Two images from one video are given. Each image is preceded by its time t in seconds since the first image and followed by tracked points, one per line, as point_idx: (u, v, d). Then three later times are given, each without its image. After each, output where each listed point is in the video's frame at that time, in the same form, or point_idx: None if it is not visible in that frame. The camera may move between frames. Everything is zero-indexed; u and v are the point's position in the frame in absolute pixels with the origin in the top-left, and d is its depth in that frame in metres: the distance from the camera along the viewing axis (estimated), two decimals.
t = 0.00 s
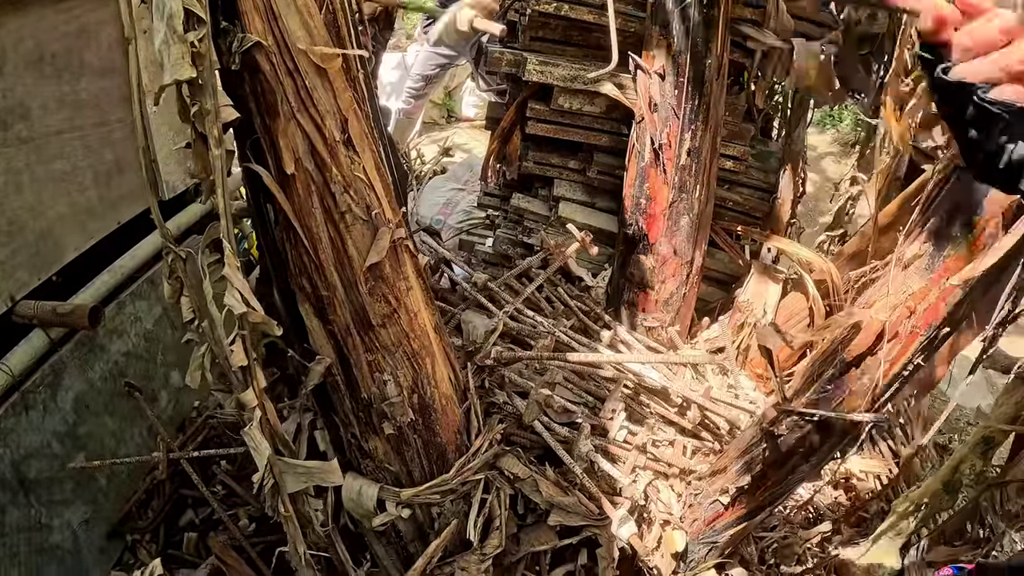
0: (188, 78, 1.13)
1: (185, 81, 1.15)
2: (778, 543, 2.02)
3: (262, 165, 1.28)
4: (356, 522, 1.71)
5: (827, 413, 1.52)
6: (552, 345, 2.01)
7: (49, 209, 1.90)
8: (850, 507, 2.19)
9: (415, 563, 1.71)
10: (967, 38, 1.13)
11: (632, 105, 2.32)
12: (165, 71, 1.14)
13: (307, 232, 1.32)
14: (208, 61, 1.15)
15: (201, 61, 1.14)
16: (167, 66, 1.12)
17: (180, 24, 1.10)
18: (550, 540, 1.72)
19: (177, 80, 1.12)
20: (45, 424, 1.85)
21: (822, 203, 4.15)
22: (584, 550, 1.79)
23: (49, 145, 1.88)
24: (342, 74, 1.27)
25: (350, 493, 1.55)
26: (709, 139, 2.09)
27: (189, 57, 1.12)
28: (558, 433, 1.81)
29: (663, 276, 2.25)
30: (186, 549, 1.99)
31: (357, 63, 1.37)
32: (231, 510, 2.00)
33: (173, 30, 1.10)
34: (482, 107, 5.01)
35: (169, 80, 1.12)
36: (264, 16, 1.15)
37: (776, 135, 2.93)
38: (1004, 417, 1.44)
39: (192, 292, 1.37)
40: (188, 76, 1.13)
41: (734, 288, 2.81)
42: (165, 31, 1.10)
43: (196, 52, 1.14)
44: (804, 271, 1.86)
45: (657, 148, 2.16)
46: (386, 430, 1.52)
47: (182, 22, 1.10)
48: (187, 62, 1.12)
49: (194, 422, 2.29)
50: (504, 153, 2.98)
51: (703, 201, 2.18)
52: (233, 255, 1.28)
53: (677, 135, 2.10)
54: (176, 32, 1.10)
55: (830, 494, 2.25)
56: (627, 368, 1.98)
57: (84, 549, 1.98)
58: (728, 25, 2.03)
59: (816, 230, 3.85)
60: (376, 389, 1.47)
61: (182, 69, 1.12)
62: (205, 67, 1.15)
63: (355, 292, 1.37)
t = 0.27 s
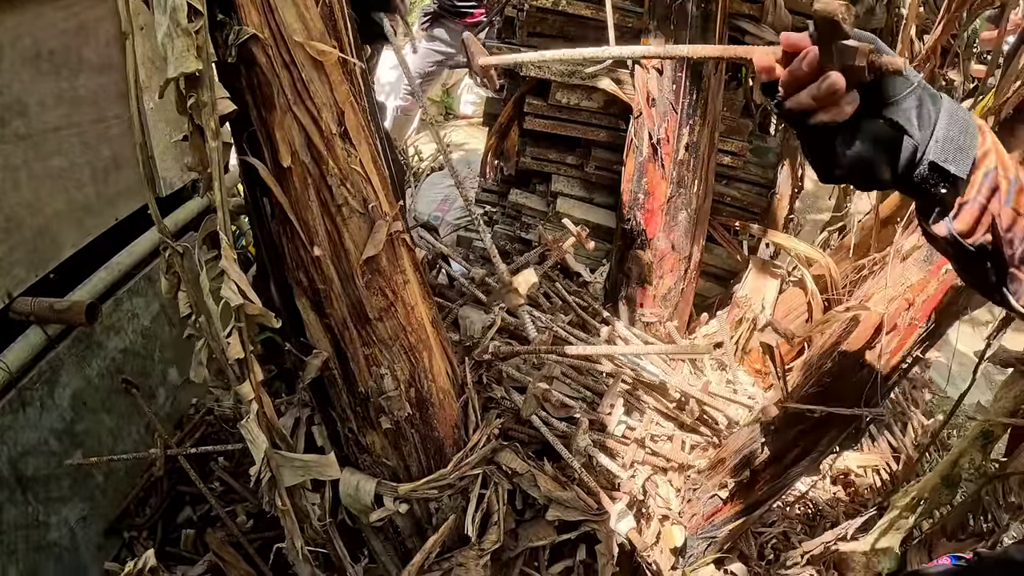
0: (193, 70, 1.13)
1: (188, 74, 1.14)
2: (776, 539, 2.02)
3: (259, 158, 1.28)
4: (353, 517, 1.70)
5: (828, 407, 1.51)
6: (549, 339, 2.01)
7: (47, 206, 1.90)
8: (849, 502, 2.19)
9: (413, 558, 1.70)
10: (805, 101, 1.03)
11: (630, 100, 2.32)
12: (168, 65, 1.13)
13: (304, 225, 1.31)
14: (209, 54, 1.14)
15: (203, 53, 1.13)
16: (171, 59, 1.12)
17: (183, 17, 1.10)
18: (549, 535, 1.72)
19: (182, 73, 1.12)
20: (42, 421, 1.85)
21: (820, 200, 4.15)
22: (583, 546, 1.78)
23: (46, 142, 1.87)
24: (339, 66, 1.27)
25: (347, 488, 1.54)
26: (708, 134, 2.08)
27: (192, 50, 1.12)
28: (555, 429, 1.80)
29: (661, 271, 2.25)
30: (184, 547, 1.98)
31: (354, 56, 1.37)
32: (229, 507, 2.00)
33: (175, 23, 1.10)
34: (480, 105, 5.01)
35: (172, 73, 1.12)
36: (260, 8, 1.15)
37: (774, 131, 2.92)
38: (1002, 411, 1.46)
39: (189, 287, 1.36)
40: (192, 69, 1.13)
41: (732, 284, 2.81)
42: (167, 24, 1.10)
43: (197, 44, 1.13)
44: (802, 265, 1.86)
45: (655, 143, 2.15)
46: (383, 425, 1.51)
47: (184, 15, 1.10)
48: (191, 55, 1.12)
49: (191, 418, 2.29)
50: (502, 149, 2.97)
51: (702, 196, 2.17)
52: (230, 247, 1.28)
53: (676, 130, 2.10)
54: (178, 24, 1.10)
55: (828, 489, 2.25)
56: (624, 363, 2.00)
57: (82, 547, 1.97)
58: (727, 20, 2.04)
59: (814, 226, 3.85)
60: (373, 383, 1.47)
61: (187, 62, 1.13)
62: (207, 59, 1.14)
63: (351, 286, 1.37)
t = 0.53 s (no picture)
0: (188, 61, 1.12)
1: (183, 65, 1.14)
2: (776, 533, 1.99)
3: (256, 150, 1.27)
4: (352, 512, 1.70)
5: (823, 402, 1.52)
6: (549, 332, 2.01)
7: (44, 202, 1.89)
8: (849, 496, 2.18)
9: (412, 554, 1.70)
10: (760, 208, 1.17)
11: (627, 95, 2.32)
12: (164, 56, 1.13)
13: (301, 217, 1.31)
14: (204, 45, 1.14)
15: (197, 44, 1.13)
16: (166, 51, 1.12)
17: (178, 8, 1.09)
18: (548, 530, 1.71)
19: (177, 64, 1.12)
20: (40, 417, 1.84)
21: (819, 195, 4.14)
22: (583, 541, 1.78)
23: (43, 138, 1.87)
24: (335, 58, 1.26)
25: (345, 483, 1.54)
26: (704, 130, 2.11)
27: (188, 41, 1.12)
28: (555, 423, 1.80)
29: (660, 266, 2.24)
30: (182, 544, 1.99)
31: (352, 48, 1.36)
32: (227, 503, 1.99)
33: (170, 15, 1.10)
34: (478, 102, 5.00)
35: (168, 64, 1.12)
36: None
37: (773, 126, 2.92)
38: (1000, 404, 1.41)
39: (185, 281, 1.35)
40: (187, 60, 1.12)
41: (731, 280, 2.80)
42: (162, 15, 1.10)
43: (192, 35, 1.13)
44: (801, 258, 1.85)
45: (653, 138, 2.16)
46: (382, 419, 1.51)
47: (179, 6, 1.10)
48: (186, 46, 1.12)
49: (190, 415, 2.28)
50: (500, 144, 2.95)
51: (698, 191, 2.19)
52: (227, 240, 1.27)
53: (674, 125, 2.11)
54: (173, 15, 1.10)
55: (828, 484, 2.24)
56: (624, 357, 1.99)
57: (80, 544, 1.97)
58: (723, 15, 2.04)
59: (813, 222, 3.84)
60: (371, 377, 1.47)
61: (182, 53, 1.12)
62: (202, 51, 1.14)
63: (349, 278, 1.36)
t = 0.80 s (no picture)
0: (184, 63, 1.12)
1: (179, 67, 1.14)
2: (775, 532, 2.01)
3: (253, 152, 1.26)
4: (351, 513, 1.70)
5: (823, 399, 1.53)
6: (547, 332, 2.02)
7: (41, 204, 1.89)
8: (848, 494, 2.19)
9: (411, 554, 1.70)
10: None
11: (625, 94, 2.31)
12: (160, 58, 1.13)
13: (298, 218, 1.31)
14: (200, 47, 1.14)
15: (193, 46, 1.13)
16: (163, 53, 1.11)
17: (174, 10, 1.09)
18: (547, 529, 1.72)
19: (173, 66, 1.11)
20: (38, 419, 1.84)
21: (817, 192, 4.14)
22: (582, 540, 1.78)
23: (40, 139, 1.86)
24: (332, 59, 1.26)
25: (344, 484, 1.54)
26: (702, 127, 2.12)
27: (183, 44, 1.11)
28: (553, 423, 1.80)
29: (658, 264, 2.24)
30: (181, 544, 2.00)
31: (348, 49, 1.36)
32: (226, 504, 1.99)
33: (166, 17, 1.09)
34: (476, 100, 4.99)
35: (164, 67, 1.11)
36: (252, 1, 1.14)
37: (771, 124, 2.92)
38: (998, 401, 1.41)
39: (183, 282, 1.34)
40: (183, 62, 1.12)
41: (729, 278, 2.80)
42: (158, 18, 1.09)
43: (188, 37, 1.12)
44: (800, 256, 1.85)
45: (650, 137, 2.16)
46: (380, 419, 1.51)
47: (175, 7, 1.09)
48: (182, 48, 1.11)
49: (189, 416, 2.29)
50: (497, 143, 2.95)
51: (697, 188, 2.20)
52: (224, 241, 1.27)
53: (671, 123, 2.11)
54: (169, 17, 1.10)
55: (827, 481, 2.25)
56: (622, 356, 2.01)
57: (80, 546, 1.97)
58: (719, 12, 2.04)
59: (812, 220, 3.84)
60: (369, 378, 1.47)
61: (178, 56, 1.12)
62: (198, 53, 1.14)
63: (347, 279, 1.36)
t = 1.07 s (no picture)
0: (183, 67, 1.12)
1: (178, 70, 1.14)
2: (773, 530, 2.02)
3: (252, 153, 1.27)
4: (351, 513, 1.71)
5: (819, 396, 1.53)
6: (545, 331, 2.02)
7: (40, 205, 1.89)
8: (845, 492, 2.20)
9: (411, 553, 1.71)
10: None
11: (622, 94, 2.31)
12: (159, 62, 1.13)
13: (296, 220, 1.31)
14: (199, 50, 1.14)
15: (192, 49, 1.13)
16: (161, 56, 1.11)
17: (172, 13, 1.09)
18: (546, 528, 1.73)
19: (171, 70, 1.12)
20: (38, 420, 1.84)
21: (815, 191, 4.14)
22: (581, 538, 1.79)
23: (39, 141, 1.87)
24: (330, 61, 1.26)
25: (344, 484, 1.55)
26: (700, 126, 2.12)
27: (182, 47, 1.12)
28: (552, 421, 1.81)
29: (656, 263, 2.24)
30: (182, 544, 2.01)
31: (346, 50, 1.36)
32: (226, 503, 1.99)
33: (164, 20, 1.10)
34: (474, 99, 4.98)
35: (162, 70, 1.12)
36: (251, 4, 1.14)
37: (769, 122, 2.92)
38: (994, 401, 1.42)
39: (183, 284, 1.35)
40: (182, 65, 1.13)
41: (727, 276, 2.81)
42: (156, 21, 1.10)
43: (186, 40, 1.13)
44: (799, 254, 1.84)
45: (647, 136, 2.15)
46: (379, 419, 1.52)
47: (173, 11, 1.09)
48: (181, 51, 1.12)
49: (189, 416, 2.29)
50: (495, 143, 2.92)
51: (694, 188, 2.20)
52: (223, 243, 1.27)
53: (669, 122, 2.12)
54: (168, 21, 1.10)
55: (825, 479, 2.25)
56: (620, 355, 2.02)
57: (80, 546, 1.97)
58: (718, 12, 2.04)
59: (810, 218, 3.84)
60: (368, 378, 1.47)
61: (177, 59, 1.12)
62: (196, 56, 1.14)
63: (345, 280, 1.37)
